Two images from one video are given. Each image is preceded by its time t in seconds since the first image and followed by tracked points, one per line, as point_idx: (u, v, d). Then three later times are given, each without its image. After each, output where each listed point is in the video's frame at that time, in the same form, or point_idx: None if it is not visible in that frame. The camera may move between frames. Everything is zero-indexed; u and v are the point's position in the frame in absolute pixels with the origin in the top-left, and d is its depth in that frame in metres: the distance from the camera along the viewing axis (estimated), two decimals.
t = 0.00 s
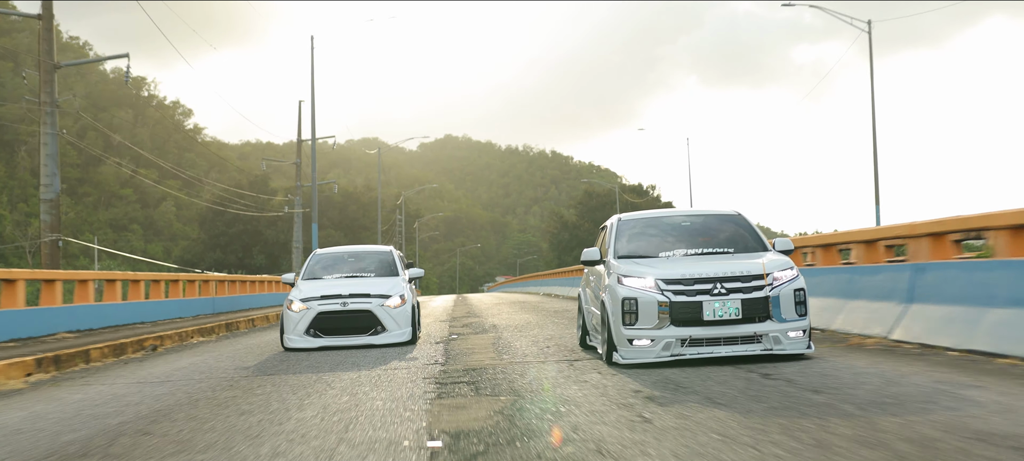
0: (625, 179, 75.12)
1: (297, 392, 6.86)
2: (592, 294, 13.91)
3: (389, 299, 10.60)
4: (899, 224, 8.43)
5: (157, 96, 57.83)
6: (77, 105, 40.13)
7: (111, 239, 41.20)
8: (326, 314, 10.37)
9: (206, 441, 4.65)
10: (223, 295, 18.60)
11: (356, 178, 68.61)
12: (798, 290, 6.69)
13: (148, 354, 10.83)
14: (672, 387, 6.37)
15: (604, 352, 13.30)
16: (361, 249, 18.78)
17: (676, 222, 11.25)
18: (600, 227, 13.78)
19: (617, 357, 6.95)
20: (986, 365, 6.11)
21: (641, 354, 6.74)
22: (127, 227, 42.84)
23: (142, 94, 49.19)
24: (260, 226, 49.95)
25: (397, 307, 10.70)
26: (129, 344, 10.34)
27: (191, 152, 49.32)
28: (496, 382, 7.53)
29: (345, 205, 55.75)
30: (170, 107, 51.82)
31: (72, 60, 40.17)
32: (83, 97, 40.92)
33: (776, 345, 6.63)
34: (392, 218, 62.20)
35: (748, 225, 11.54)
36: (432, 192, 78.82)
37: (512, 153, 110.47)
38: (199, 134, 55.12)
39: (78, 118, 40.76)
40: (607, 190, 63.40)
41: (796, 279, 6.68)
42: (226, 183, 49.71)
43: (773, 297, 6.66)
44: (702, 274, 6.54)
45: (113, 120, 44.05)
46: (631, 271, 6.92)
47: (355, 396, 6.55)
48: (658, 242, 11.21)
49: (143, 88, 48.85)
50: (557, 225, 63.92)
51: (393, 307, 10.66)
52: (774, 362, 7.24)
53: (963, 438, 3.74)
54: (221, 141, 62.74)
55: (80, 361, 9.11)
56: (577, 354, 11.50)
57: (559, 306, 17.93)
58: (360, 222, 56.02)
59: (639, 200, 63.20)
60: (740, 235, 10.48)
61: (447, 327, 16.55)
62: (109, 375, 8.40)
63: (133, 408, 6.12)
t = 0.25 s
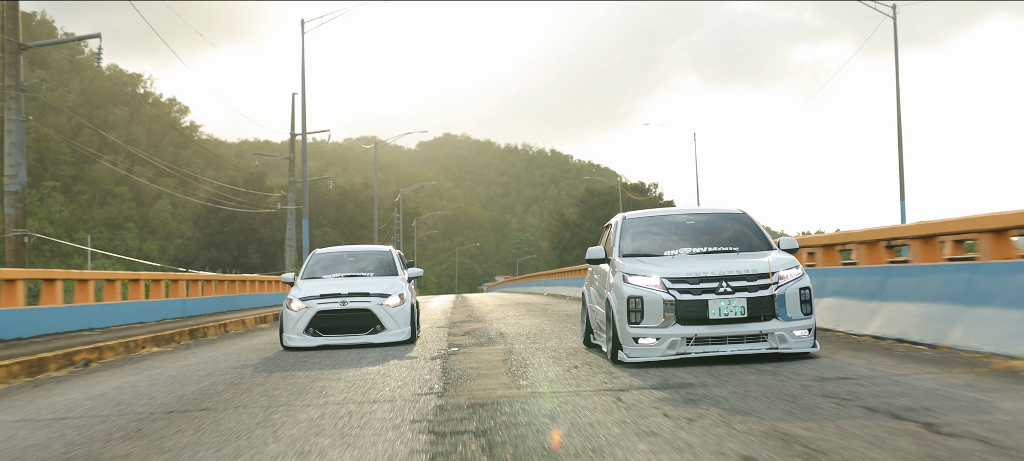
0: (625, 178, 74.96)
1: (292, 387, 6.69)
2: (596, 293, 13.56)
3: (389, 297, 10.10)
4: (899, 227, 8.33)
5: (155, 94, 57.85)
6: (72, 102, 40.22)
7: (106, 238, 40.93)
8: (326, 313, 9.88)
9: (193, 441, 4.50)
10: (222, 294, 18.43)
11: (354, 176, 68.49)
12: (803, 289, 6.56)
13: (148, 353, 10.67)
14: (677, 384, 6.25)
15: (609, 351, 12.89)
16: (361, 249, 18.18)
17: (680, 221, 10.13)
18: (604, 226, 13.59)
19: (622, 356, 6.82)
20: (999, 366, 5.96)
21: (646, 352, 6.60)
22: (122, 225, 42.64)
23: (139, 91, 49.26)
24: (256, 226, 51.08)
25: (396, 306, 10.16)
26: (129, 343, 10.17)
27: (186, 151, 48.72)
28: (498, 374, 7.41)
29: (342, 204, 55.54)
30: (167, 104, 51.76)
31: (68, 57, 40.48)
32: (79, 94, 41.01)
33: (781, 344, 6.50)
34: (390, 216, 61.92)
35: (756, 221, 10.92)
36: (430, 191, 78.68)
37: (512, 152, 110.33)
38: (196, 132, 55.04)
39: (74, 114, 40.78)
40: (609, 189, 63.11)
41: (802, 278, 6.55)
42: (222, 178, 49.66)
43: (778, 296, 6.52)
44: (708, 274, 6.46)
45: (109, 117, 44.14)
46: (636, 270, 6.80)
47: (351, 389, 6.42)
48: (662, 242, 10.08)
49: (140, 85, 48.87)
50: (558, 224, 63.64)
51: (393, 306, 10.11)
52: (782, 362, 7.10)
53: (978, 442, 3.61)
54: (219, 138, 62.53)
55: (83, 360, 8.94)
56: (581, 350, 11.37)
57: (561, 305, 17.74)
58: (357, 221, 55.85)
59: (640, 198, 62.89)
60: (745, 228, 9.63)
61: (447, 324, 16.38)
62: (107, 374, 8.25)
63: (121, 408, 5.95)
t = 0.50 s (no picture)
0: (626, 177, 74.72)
1: (288, 382, 6.53)
2: (600, 292, 13.30)
3: (390, 298, 9.71)
4: (893, 225, 8.29)
5: (154, 92, 57.85)
6: (66, 99, 40.23)
7: (101, 236, 40.71)
8: (328, 313, 9.53)
9: (180, 441, 4.32)
10: (222, 294, 18.26)
11: (353, 175, 68.36)
12: (808, 286, 6.42)
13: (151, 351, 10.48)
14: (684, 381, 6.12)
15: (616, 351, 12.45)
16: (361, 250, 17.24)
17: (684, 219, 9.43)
18: (609, 224, 13.39)
19: (626, 354, 6.69)
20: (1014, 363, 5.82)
21: (651, 350, 6.47)
22: (118, 223, 42.43)
23: (136, 88, 49.30)
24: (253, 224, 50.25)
25: (396, 307, 9.75)
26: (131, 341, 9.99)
27: (184, 148, 49.78)
28: (500, 368, 7.28)
29: (340, 202, 55.37)
30: (165, 102, 51.71)
31: (63, 51, 40.62)
32: (74, 91, 41.06)
33: (786, 342, 6.36)
34: (388, 214, 61.71)
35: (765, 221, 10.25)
36: (429, 189, 78.57)
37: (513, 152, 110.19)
38: (194, 130, 54.95)
39: (69, 110, 40.84)
40: (611, 187, 62.90)
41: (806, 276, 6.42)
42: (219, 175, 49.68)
43: (783, 294, 6.38)
44: (712, 270, 6.36)
45: (105, 115, 44.11)
46: (640, 267, 6.66)
47: (348, 384, 6.26)
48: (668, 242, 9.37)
49: (138, 82, 48.89)
50: (560, 223, 63.43)
51: (393, 307, 9.70)
52: (789, 359, 6.97)
53: (997, 440, 3.48)
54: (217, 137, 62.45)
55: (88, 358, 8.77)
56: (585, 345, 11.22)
57: (564, 304, 17.55)
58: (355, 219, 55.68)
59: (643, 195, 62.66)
60: (750, 228, 9.13)
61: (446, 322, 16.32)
62: (103, 369, 8.11)
63: (111, 405, 5.78)
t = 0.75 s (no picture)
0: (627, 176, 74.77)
1: (287, 379, 6.47)
2: (602, 291, 13.23)
3: (388, 297, 9.71)
4: (892, 226, 8.25)
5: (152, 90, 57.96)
6: (62, 97, 40.34)
7: (97, 235, 40.70)
8: (326, 312, 9.51)
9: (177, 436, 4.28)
10: (222, 293, 18.23)
11: (352, 173, 68.42)
12: (809, 285, 6.43)
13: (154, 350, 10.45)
14: (685, 380, 6.08)
15: (615, 349, 12.49)
16: (360, 249, 16.89)
17: (684, 219, 9.41)
18: (609, 224, 13.40)
19: (628, 352, 6.70)
20: (1016, 362, 5.81)
21: (653, 347, 6.47)
22: (114, 222, 42.37)
23: (133, 85, 49.45)
24: (249, 224, 49.78)
25: (394, 306, 9.73)
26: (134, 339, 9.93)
27: (181, 146, 50.13)
28: (501, 365, 7.28)
29: (339, 201, 55.41)
30: (163, 99, 51.81)
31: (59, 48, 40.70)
32: (70, 88, 41.21)
33: (788, 339, 6.35)
34: (388, 213, 61.73)
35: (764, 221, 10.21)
36: (430, 187, 78.59)
37: (512, 152, 110.19)
38: (192, 129, 55.05)
39: (66, 107, 41.02)
40: (614, 185, 62.98)
41: (808, 274, 6.42)
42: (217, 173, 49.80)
43: (784, 291, 6.38)
44: (713, 268, 6.37)
45: (101, 112, 44.21)
46: (643, 265, 6.67)
47: (346, 380, 6.21)
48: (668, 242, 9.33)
49: (135, 80, 49.04)
50: (562, 222, 63.37)
51: (391, 307, 9.69)
52: (790, 356, 7.01)
53: (997, 441, 3.43)
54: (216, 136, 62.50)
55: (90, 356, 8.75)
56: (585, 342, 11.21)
57: (565, 304, 17.48)
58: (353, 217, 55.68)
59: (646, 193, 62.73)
60: (751, 228, 9.13)
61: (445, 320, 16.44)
62: (104, 366, 8.11)
63: (106, 400, 5.73)
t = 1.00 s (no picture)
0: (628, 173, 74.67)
1: (284, 379, 6.42)
2: (602, 292, 13.20)
3: (386, 299, 9.68)
4: (892, 225, 8.21)
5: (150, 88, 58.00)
6: (58, 94, 40.38)
7: (93, 233, 40.64)
8: (324, 314, 9.48)
9: (169, 442, 4.23)
10: (222, 293, 18.20)
11: (351, 171, 68.43)
12: (809, 286, 6.40)
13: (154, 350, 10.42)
14: (684, 382, 6.04)
15: (615, 350, 12.47)
16: (358, 249, 16.86)
17: (684, 221, 9.38)
18: (609, 226, 13.40)
19: (628, 353, 6.68)
20: (1018, 363, 5.78)
21: (653, 349, 6.44)
22: (110, 220, 42.28)
23: (131, 82, 49.56)
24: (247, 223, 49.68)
25: (392, 308, 9.70)
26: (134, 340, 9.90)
27: (178, 144, 50.23)
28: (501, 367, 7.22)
29: (337, 199, 55.36)
30: (160, 97, 51.84)
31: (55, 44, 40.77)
32: (66, 85, 41.27)
33: (787, 340, 6.33)
34: (387, 211, 61.70)
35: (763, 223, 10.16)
36: (430, 185, 78.58)
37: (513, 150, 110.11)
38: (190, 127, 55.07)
39: (62, 105, 41.07)
40: (616, 182, 62.93)
41: (807, 275, 6.39)
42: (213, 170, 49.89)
43: (784, 293, 6.35)
44: (713, 269, 6.34)
45: (97, 109, 44.26)
46: (643, 267, 6.64)
47: (342, 381, 6.17)
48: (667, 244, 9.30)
49: (132, 77, 49.11)
50: (563, 220, 63.29)
51: (389, 309, 9.66)
52: (790, 357, 6.98)
53: (999, 443, 3.41)
54: (215, 134, 62.54)
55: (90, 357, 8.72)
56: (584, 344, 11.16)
57: (566, 304, 17.40)
58: (352, 215, 55.65)
59: (649, 190, 62.66)
60: (752, 230, 9.10)
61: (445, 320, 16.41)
62: (104, 367, 8.09)
63: (99, 404, 5.68)
